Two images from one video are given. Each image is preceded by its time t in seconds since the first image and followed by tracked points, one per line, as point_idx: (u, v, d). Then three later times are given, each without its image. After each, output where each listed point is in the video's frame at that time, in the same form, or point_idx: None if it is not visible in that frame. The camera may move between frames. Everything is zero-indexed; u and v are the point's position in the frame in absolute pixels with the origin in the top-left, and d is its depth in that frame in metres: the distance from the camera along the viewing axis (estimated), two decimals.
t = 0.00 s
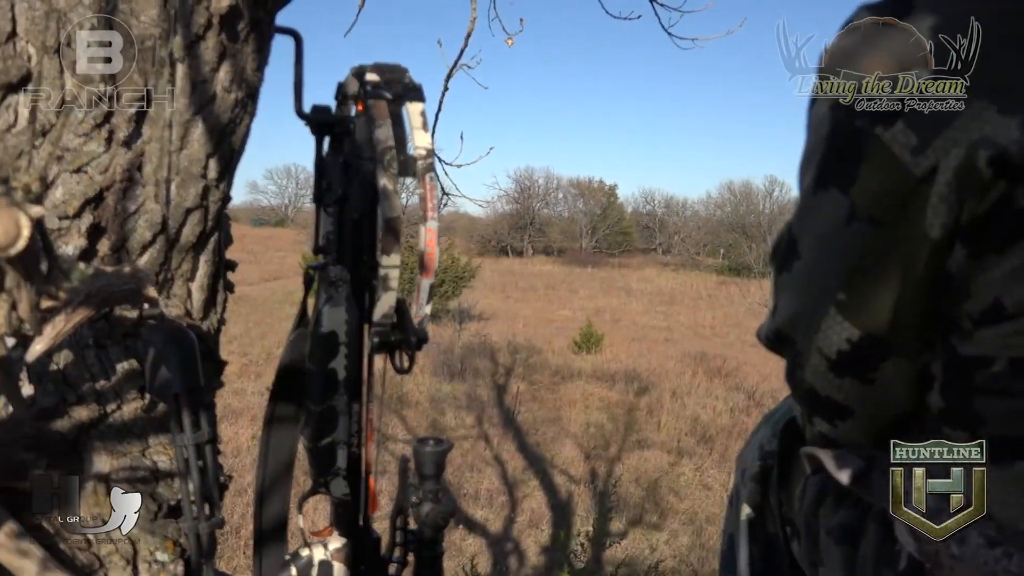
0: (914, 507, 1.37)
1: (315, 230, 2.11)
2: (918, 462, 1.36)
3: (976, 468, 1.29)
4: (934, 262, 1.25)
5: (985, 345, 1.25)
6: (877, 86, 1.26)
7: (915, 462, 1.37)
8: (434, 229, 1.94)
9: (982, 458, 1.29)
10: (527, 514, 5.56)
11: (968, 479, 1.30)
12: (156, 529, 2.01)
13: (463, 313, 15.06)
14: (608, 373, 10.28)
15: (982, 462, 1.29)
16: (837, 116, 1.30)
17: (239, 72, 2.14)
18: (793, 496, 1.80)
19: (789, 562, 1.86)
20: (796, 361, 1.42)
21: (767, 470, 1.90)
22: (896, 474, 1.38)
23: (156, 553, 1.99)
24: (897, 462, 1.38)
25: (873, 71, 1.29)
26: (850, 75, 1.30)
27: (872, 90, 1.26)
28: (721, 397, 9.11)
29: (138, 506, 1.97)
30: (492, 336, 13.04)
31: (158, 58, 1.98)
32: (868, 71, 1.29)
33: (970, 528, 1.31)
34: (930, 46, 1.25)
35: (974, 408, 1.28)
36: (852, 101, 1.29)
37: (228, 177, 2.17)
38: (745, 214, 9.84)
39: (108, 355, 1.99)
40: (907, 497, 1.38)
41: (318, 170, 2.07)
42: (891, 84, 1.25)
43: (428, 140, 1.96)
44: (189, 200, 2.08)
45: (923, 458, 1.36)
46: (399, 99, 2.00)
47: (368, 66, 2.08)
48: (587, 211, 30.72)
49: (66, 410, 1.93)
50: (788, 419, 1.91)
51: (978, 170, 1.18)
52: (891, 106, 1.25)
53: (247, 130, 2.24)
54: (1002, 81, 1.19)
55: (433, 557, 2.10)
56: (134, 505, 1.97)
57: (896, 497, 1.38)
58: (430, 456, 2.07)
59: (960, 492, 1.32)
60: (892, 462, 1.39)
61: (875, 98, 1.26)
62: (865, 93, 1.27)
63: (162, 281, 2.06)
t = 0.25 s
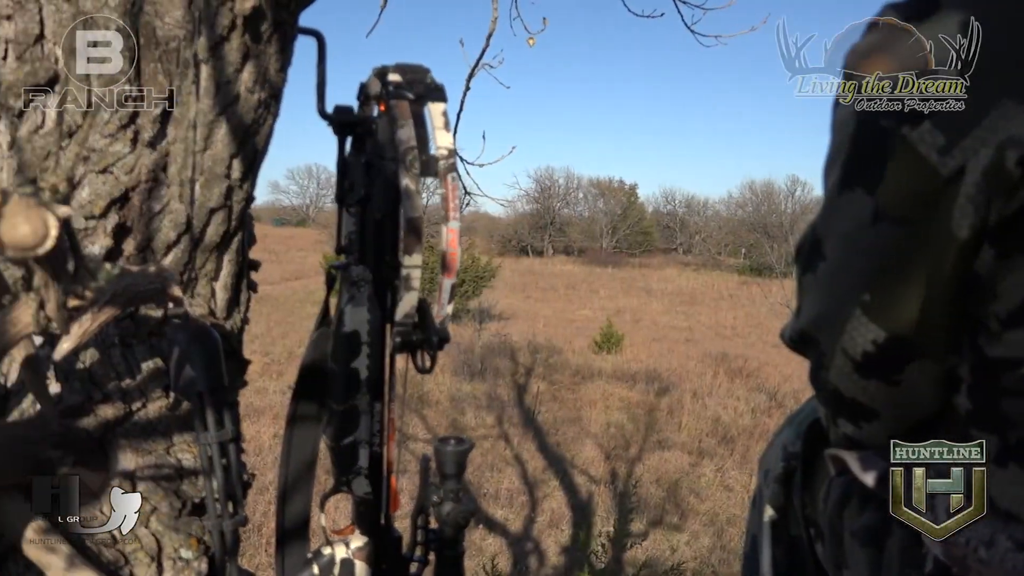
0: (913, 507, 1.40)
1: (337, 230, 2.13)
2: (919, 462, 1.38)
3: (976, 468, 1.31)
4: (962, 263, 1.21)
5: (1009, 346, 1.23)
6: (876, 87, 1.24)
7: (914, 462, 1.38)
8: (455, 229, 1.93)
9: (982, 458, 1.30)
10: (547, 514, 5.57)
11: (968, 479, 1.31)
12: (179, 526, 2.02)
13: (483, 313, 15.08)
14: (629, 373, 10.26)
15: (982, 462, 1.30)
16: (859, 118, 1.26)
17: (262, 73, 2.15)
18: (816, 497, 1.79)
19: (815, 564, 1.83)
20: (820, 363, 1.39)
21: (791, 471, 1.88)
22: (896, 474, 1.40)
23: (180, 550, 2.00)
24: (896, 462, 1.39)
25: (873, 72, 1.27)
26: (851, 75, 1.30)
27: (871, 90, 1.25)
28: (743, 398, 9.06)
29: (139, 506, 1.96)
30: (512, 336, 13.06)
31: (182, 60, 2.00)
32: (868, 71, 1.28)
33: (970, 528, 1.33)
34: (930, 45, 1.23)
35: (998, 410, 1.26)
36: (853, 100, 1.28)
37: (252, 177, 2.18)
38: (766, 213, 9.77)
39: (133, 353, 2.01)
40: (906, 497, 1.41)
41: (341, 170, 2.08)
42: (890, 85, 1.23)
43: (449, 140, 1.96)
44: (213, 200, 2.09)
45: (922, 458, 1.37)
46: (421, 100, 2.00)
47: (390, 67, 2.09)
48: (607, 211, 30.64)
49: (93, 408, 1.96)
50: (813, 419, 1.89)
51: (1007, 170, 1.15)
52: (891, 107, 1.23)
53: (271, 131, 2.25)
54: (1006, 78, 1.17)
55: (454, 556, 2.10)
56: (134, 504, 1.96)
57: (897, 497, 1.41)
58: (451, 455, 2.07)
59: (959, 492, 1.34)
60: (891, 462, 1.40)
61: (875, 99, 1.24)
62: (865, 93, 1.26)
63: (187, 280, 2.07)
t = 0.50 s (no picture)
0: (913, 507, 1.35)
1: (361, 230, 2.15)
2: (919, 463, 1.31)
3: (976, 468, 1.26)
4: (995, 266, 1.09)
5: None
6: (878, 88, 1.17)
7: (915, 462, 1.31)
8: (478, 229, 1.93)
9: (982, 458, 1.25)
10: (567, 514, 5.57)
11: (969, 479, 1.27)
12: (204, 524, 2.02)
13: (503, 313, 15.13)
14: (649, 374, 10.24)
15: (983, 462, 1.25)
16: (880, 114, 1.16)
17: (287, 73, 2.14)
18: (842, 499, 1.76)
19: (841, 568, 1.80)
20: (847, 365, 1.29)
21: (816, 473, 1.85)
22: (896, 474, 1.33)
23: (204, 548, 2.01)
24: (896, 462, 1.32)
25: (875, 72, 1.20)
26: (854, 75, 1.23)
27: (871, 91, 1.18)
28: (765, 399, 9.01)
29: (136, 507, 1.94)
30: (532, 336, 13.08)
31: (206, 61, 2.00)
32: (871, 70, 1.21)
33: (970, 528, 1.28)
34: (931, 45, 1.12)
35: None
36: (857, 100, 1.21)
37: (276, 177, 2.18)
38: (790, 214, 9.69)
39: (158, 352, 2.01)
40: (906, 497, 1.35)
41: (364, 170, 2.11)
42: (891, 84, 1.15)
43: (473, 140, 1.96)
44: (238, 200, 2.09)
45: (922, 458, 1.30)
46: (444, 100, 2.01)
47: (412, 67, 2.10)
48: (627, 211, 30.57)
49: (119, 406, 1.97)
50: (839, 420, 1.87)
51: None
52: (892, 108, 1.15)
53: (296, 131, 2.25)
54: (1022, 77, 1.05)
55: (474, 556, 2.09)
56: (134, 505, 1.94)
57: (896, 496, 1.36)
58: (473, 455, 2.06)
59: (959, 492, 1.29)
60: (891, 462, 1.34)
61: (878, 99, 1.17)
62: (866, 93, 1.19)
63: (212, 279, 2.08)
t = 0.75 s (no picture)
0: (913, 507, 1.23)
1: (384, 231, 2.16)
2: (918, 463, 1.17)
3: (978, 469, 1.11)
4: None
5: None
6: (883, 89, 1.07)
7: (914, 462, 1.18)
8: (500, 229, 1.94)
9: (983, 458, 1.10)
10: (587, 515, 5.57)
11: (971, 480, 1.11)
12: (228, 522, 2.04)
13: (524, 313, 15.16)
14: (670, 374, 10.22)
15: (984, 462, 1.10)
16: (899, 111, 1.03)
17: (311, 74, 2.15)
18: (867, 502, 1.70)
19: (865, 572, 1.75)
20: (870, 369, 1.13)
21: (838, 477, 1.79)
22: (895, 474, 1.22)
23: (229, 545, 2.03)
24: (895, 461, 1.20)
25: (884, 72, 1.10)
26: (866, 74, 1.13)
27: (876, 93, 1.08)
28: (788, 401, 8.95)
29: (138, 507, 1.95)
30: (552, 336, 13.11)
31: (230, 62, 2.02)
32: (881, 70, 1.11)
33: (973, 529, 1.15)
34: (931, 43, 1.01)
35: None
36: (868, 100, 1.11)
37: (300, 177, 2.19)
38: (813, 214, 9.63)
39: (183, 351, 2.03)
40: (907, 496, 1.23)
41: (387, 170, 2.12)
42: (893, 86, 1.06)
43: (495, 141, 1.97)
44: (262, 201, 2.11)
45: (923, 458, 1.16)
46: (467, 100, 2.02)
47: (435, 68, 2.11)
48: (648, 211, 30.48)
49: (144, 405, 1.99)
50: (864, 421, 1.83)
51: None
52: (895, 109, 1.05)
53: (319, 132, 2.26)
54: None
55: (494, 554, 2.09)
56: (134, 504, 1.95)
57: (895, 495, 1.24)
58: (495, 455, 2.06)
59: (959, 493, 1.14)
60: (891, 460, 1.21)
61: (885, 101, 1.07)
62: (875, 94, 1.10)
63: (236, 279, 2.10)
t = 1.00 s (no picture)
0: (913, 507, 1.32)
1: (407, 231, 2.17)
2: (917, 462, 1.24)
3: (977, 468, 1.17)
4: None
5: None
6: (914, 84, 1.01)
7: (913, 462, 1.26)
8: (523, 229, 1.92)
9: (985, 458, 1.14)
10: (608, 515, 5.57)
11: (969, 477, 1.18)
12: (253, 519, 2.05)
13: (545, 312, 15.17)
14: (692, 374, 10.19)
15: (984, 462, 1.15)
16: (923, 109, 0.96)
17: (335, 74, 2.16)
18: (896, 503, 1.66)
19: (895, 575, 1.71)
20: (898, 367, 1.10)
21: (866, 477, 1.76)
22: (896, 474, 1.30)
23: (253, 543, 2.03)
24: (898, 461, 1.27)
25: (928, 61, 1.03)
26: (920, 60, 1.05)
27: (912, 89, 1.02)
28: (811, 402, 8.91)
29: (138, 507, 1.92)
30: (573, 336, 13.11)
31: (255, 62, 2.03)
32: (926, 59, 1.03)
33: (972, 528, 1.23)
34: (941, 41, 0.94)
35: None
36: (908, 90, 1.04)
37: (323, 177, 2.20)
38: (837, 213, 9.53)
39: (208, 350, 2.05)
40: (908, 498, 1.33)
41: (409, 170, 2.13)
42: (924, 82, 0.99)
43: (518, 140, 1.96)
44: (286, 201, 2.12)
45: (923, 458, 1.23)
46: (490, 99, 2.02)
47: (458, 68, 2.12)
48: (670, 210, 30.32)
49: (170, 403, 2.01)
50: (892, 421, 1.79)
51: None
52: (921, 109, 0.98)
53: (343, 132, 2.27)
54: None
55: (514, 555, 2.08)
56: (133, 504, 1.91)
57: (897, 496, 1.34)
58: (517, 455, 2.06)
59: (959, 492, 1.22)
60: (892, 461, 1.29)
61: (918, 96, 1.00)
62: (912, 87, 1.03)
63: (260, 279, 2.11)
